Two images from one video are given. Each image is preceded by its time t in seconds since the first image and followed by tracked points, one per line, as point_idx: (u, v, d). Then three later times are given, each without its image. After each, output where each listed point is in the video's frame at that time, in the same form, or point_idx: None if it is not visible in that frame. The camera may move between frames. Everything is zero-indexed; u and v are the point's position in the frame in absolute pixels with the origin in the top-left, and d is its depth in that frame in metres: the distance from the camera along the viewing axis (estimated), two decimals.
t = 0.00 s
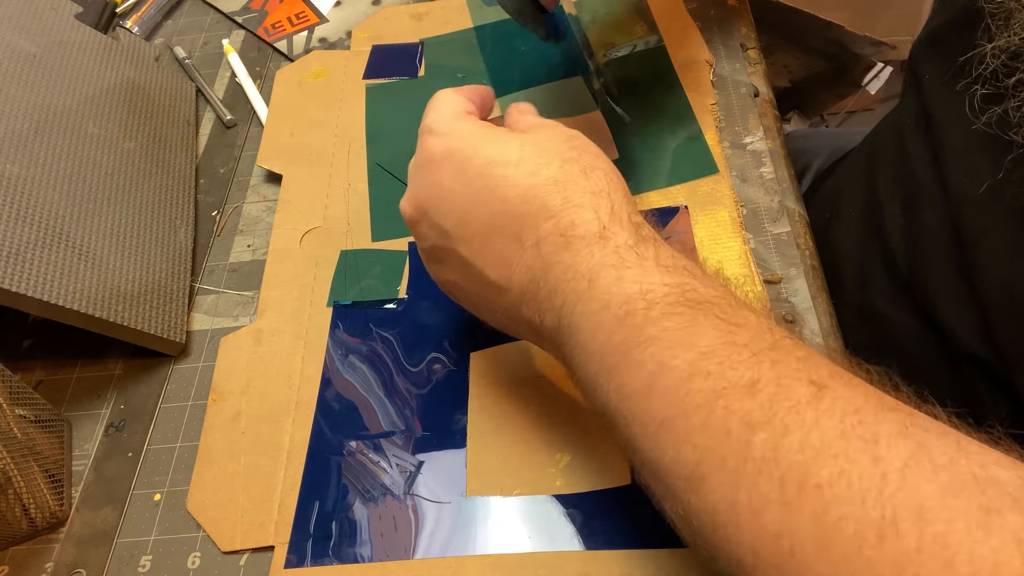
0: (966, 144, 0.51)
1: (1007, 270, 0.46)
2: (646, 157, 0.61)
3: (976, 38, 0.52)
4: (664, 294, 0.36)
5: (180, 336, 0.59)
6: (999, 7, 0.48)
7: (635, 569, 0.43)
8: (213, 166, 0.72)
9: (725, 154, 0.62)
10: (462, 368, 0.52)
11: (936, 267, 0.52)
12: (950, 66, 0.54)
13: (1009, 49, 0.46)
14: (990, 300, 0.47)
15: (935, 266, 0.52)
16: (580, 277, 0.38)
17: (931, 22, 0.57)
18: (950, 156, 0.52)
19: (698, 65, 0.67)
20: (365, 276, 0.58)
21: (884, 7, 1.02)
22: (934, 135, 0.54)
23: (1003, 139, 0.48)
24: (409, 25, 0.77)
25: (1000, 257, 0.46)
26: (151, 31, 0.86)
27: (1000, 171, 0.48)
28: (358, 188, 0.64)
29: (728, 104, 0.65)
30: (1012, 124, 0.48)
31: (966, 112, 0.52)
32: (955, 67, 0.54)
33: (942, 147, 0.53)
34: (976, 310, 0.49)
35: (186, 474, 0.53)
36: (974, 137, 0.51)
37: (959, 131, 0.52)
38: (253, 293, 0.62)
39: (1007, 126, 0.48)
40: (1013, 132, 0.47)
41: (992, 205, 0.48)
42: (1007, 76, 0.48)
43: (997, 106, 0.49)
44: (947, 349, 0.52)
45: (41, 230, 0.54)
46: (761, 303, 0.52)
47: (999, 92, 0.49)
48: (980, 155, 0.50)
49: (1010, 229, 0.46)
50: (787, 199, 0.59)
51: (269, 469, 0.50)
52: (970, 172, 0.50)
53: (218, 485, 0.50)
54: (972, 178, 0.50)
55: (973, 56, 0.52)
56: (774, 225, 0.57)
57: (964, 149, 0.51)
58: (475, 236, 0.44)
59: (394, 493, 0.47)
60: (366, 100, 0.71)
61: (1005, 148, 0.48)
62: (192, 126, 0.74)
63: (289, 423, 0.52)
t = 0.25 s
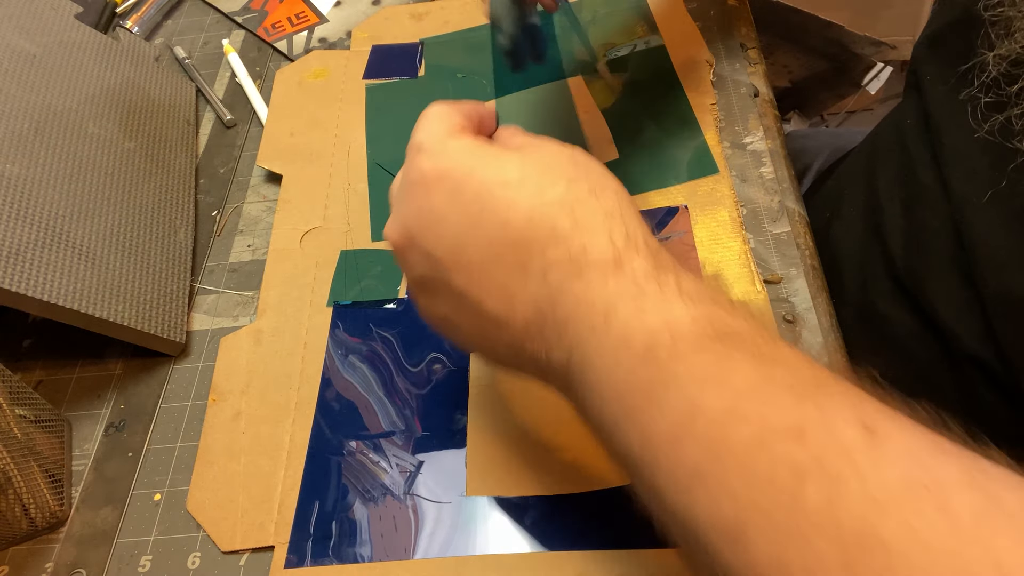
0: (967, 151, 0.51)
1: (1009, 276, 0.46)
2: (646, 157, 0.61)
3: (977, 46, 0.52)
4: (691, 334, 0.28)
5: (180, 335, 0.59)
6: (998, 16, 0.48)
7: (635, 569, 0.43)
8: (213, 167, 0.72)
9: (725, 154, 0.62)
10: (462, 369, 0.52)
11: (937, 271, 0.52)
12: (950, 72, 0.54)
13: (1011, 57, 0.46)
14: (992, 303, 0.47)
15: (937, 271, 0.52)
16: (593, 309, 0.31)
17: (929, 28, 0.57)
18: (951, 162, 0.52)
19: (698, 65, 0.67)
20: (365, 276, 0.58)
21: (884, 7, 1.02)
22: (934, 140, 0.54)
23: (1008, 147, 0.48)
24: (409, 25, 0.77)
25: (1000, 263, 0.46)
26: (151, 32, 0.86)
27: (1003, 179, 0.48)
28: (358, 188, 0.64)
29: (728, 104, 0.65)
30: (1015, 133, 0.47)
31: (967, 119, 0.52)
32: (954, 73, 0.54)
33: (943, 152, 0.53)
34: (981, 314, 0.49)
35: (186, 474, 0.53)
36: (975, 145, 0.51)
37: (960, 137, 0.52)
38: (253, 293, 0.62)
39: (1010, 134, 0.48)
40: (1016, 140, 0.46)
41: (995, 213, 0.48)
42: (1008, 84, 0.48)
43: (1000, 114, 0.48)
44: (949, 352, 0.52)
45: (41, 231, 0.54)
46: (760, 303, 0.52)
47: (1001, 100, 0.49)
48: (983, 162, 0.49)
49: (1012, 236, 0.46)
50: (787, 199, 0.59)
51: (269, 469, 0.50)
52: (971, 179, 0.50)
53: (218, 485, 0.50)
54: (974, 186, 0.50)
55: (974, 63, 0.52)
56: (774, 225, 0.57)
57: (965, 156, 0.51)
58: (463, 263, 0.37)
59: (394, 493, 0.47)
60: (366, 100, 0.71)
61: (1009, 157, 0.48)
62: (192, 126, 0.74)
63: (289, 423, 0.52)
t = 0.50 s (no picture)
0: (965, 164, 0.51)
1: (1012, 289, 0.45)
2: (646, 156, 0.61)
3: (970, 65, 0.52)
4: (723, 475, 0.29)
5: (181, 335, 0.59)
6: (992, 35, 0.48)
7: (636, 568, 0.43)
8: (213, 166, 0.72)
9: (725, 154, 0.62)
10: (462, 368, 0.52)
11: (935, 278, 0.52)
12: (945, 87, 0.54)
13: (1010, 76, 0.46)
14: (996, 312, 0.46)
15: (934, 277, 0.52)
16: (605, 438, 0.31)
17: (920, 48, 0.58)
18: (948, 173, 0.52)
19: (698, 65, 0.67)
20: (365, 276, 0.58)
21: (884, 7, 1.02)
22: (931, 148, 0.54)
23: (1007, 165, 0.48)
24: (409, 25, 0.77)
25: (999, 275, 0.46)
26: (151, 31, 0.86)
27: (1001, 197, 0.48)
28: (358, 188, 0.64)
29: (728, 104, 0.65)
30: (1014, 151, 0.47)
31: (964, 131, 0.52)
32: (947, 90, 0.54)
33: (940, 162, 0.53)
34: (983, 324, 0.49)
35: (186, 474, 0.53)
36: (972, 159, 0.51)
37: (957, 149, 0.52)
38: (253, 293, 0.62)
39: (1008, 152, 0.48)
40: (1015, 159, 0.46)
41: (992, 228, 0.48)
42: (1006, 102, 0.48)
43: (997, 132, 0.48)
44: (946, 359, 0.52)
45: (42, 231, 0.54)
46: (760, 303, 0.52)
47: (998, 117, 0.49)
48: (982, 179, 0.49)
49: (1016, 249, 0.46)
50: (788, 199, 0.59)
51: (269, 468, 0.50)
52: (971, 194, 0.50)
53: (218, 485, 0.50)
54: (970, 200, 0.50)
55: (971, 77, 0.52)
56: (774, 225, 0.57)
57: (964, 172, 0.51)
58: None
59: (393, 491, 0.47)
60: (366, 100, 0.71)
61: (1008, 174, 0.48)
62: (192, 126, 0.74)
63: (289, 423, 0.52)
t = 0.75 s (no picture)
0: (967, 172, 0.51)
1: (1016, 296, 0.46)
2: (645, 156, 0.61)
3: (974, 75, 0.53)
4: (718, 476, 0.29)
5: (181, 335, 0.59)
6: (998, 47, 0.49)
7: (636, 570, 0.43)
8: (213, 166, 0.72)
9: (725, 154, 0.62)
10: (462, 368, 0.52)
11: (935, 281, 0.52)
12: (948, 92, 0.55)
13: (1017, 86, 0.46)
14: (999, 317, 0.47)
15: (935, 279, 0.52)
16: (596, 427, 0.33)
17: (921, 57, 0.58)
18: (951, 179, 0.52)
19: (698, 65, 0.67)
20: (365, 276, 0.58)
21: (884, 7, 1.02)
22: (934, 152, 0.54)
23: (1013, 176, 0.48)
24: (409, 24, 0.77)
25: (1002, 280, 0.47)
26: (151, 32, 0.86)
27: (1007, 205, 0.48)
28: (359, 188, 0.64)
29: (728, 103, 0.65)
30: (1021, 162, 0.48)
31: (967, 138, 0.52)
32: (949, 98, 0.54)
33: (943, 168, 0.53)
34: (986, 329, 0.49)
35: (186, 474, 0.53)
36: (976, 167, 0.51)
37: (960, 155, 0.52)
38: (253, 293, 0.62)
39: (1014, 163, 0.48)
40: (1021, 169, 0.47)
41: (997, 236, 0.48)
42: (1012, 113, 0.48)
43: (1004, 144, 0.49)
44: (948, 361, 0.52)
45: (42, 231, 0.54)
46: (760, 303, 0.52)
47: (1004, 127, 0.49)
48: (986, 187, 0.50)
49: (1020, 258, 0.46)
50: (787, 200, 0.59)
51: (269, 468, 0.50)
52: (974, 201, 0.50)
53: (218, 485, 0.50)
54: (974, 207, 0.50)
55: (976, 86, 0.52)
56: (773, 225, 0.57)
57: (968, 178, 0.51)
58: None
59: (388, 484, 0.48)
60: (366, 100, 0.71)
61: (1014, 185, 0.48)
62: (192, 126, 0.74)
63: (289, 423, 0.52)
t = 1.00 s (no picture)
0: (968, 172, 0.51)
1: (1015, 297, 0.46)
2: (645, 156, 0.61)
3: (976, 75, 0.53)
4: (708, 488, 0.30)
5: (181, 336, 0.59)
6: (1000, 48, 0.49)
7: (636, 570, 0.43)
8: (213, 166, 0.72)
9: (725, 154, 0.62)
10: (462, 368, 0.52)
11: (934, 281, 0.52)
12: (950, 93, 0.55)
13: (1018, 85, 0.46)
14: (998, 317, 0.47)
15: (935, 279, 0.52)
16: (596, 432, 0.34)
17: (924, 57, 0.58)
18: (952, 179, 0.52)
19: (698, 64, 0.67)
20: (365, 276, 0.58)
21: (884, 7, 1.01)
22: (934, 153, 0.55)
23: (1013, 177, 0.48)
24: (409, 24, 0.77)
25: (1002, 280, 0.47)
26: (151, 32, 0.86)
27: (1006, 206, 0.48)
28: (358, 188, 0.64)
29: (728, 103, 0.65)
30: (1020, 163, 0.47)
31: (968, 139, 0.52)
32: (951, 99, 0.54)
33: (943, 168, 0.53)
34: (986, 329, 0.49)
35: (186, 474, 0.53)
36: (976, 168, 0.51)
37: (960, 156, 0.52)
38: (253, 293, 0.62)
39: (1014, 164, 0.48)
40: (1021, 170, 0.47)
41: (997, 237, 0.48)
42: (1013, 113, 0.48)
43: (1004, 144, 0.49)
44: (948, 362, 0.52)
45: (43, 231, 0.54)
46: (760, 303, 0.52)
47: (1004, 128, 0.49)
48: (986, 189, 0.50)
49: (1019, 259, 0.46)
50: (787, 200, 0.59)
51: (269, 468, 0.50)
52: (974, 202, 0.50)
53: (218, 485, 0.50)
54: (975, 207, 0.50)
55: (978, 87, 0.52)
56: (774, 225, 0.57)
57: (968, 180, 0.51)
58: None
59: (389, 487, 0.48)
60: (366, 100, 0.71)
61: (1014, 185, 0.48)
62: (192, 126, 0.74)
63: (289, 423, 0.52)
